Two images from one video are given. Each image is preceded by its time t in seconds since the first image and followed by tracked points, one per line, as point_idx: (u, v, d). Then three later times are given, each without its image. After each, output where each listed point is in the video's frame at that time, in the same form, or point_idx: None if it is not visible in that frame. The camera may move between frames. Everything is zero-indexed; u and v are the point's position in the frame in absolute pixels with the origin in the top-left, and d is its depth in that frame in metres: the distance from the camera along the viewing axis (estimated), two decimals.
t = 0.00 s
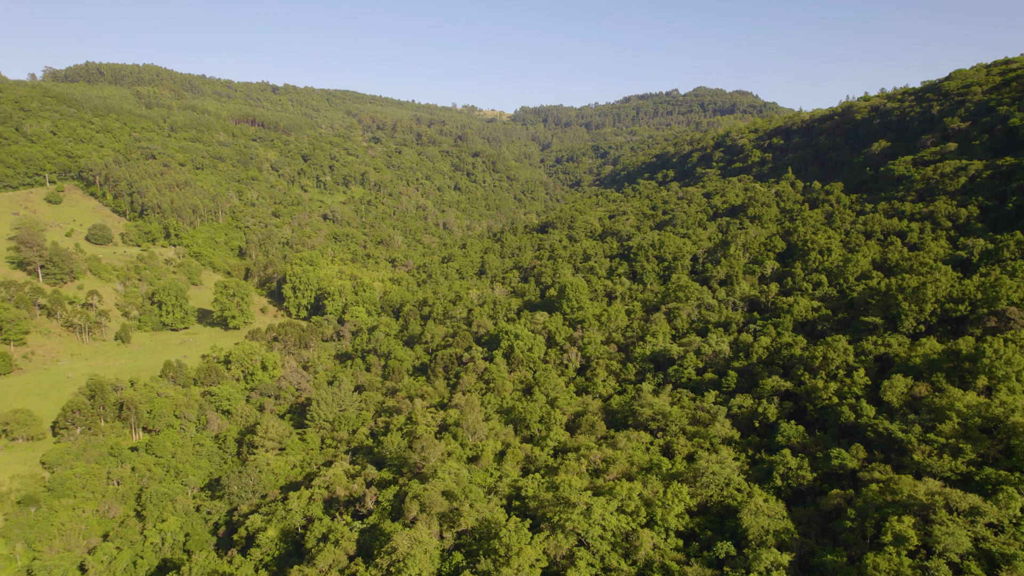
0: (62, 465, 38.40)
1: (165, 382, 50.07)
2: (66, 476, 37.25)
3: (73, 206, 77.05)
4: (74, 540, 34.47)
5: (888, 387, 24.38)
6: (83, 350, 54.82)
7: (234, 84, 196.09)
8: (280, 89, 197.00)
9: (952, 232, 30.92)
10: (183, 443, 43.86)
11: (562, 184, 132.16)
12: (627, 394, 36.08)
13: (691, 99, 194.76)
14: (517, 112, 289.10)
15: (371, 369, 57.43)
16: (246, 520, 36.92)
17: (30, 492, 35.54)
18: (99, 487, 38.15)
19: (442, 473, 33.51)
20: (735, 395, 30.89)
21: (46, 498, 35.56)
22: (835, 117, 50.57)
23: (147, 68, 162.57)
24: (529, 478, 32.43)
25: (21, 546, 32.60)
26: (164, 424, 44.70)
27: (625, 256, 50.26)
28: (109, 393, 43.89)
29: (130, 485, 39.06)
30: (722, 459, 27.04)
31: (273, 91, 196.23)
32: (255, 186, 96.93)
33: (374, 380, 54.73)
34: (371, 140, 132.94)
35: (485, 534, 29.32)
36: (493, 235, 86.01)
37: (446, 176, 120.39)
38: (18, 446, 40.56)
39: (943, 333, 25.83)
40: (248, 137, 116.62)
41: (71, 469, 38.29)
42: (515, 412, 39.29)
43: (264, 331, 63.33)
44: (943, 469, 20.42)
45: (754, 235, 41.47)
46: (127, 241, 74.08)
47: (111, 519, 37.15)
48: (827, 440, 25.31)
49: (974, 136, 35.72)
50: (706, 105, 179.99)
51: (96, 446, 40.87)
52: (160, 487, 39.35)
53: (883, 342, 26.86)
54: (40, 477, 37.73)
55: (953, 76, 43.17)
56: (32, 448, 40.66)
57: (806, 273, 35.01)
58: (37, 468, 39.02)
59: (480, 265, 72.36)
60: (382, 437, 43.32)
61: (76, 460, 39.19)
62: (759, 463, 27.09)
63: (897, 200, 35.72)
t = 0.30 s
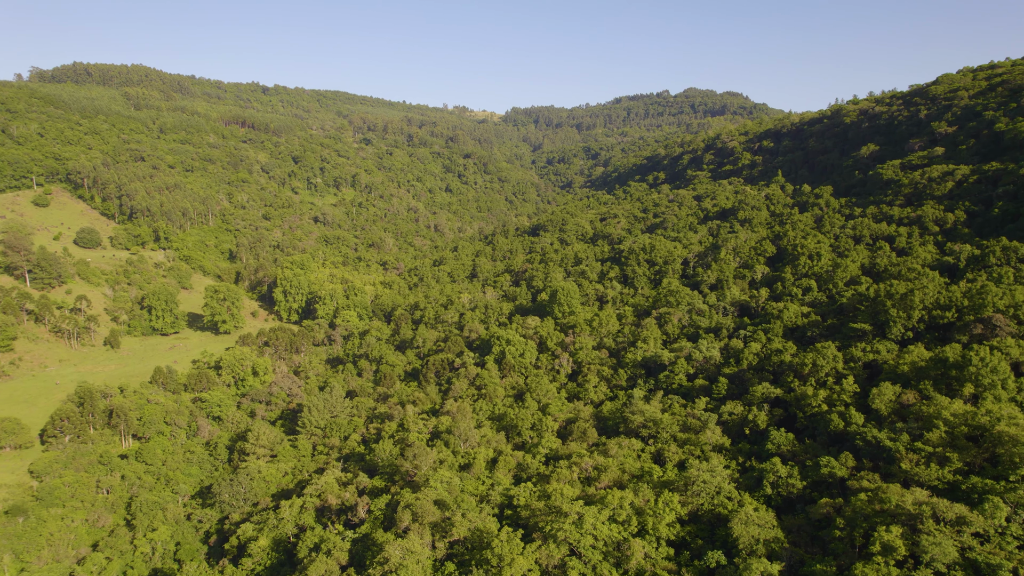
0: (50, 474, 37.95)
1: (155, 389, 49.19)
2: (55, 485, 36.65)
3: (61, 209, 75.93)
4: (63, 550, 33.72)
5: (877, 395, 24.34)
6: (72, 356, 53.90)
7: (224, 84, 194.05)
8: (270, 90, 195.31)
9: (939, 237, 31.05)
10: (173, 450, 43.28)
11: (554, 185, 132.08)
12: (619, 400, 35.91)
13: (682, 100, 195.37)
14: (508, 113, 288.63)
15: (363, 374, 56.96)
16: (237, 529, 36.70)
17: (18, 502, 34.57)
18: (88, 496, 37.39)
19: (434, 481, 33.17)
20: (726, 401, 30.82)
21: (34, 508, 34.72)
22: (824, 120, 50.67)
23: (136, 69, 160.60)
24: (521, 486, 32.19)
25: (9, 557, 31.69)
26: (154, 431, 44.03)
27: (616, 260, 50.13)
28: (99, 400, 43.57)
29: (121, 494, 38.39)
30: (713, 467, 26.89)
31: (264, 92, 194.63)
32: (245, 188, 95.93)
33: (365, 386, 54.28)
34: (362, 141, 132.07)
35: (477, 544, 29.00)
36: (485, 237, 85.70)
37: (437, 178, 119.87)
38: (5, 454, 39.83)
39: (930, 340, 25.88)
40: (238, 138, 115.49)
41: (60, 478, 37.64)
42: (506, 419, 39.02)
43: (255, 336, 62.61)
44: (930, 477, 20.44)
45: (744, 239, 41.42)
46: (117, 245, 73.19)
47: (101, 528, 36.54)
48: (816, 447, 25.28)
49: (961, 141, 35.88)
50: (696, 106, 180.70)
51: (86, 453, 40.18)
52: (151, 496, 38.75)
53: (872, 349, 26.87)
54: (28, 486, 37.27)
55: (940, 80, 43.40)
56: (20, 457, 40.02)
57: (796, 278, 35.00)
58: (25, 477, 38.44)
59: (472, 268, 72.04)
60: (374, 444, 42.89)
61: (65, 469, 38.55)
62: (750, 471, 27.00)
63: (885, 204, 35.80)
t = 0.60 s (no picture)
0: (39, 483, 36.97)
1: (145, 395, 48.49)
2: (44, 494, 35.58)
3: (48, 212, 74.90)
4: (52, 561, 32.76)
5: (866, 403, 24.27)
6: (60, 362, 53.27)
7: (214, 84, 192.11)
8: (261, 91, 193.61)
9: (927, 242, 31.15)
10: (163, 457, 42.86)
11: (545, 187, 131.95)
12: (610, 406, 35.74)
13: (673, 101, 195.91)
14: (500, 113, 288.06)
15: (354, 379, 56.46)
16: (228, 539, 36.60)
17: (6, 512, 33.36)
18: (77, 505, 36.49)
19: (427, 490, 32.79)
20: (717, 408, 30.70)
21: (22, 518, 33.72)
22: (814, 123, 50.73)
23: (125, 70, 158.81)
24: (513, 495, 31.91)
25: None
26: (144, 438, 43.14)
27: (607, 263, 49.99)
28: (88, 407, 42.65)
29: (110, 503, 37.77)
30: (703, 476, 26.70)
31: (254, 92, 193.06)
32: (236, 191, 94.90)
33: (357, 392, 53.82)
34: (353, 143, 131.27)
35: (469, 554, 28.70)
36: (476, 240, 85.36)
37: (428, 180, 119.30)
38: None
39: (918, 346, 25.90)
40: (228, 140, 114.40)
41: (48, 487, 36.62)
42: (498, 425, 38.72)
43: (246, 341, 61.91)
44: (918, 486, 20.39)
45: (735, 243, 41.34)
46: (105, 248, 72.32)
47: (90, 537, 35.58)
48: (806, 455, 25.21)
49: (949, 145, 36.02)
50: (687, 107, 181.28)
51: (75, 462, 39.16)
52: (141, 504, 38.28)
53: (861, 356, 26.86)
54: (16, 497, 36.19)
55: (928, 84, 43.57)
56: (7, 466, 39.22)
57: (786, 283, 34.96)
58: (13, 487, 37.50)
59: (463, 272, 71.66)
60: (366, 451, 42.42)
61: (54, 478, 37.65)
62: (740, 479, 26.89)
63: (874, 209, 35.85)
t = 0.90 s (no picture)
0: (25, 493, 36.04)
1: (133, 402, 47.57)
2: (31, 503, 34.90)
3: (35, 215, 73.77)
4: (38, 572, 32.29)
5: (854, 410, 24.22)
6: (47, 368, 52.38)
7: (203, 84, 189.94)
8: (250, 92, 191.85)
9: (914, 247, 31.30)
10: (153, 465, 42.28)
11: (536, 188, 131.82)
12: (601, 413, 35.57)
13: (663, 102, 196.59)
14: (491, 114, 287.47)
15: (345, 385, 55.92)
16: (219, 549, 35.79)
17: None
18: (65, 515, 35.89)
19: (418, 499, 32.43)
20: (707, 415, 30.61)
21: (8, 528, 33.17)
22: (803, 126, 50.83)
23: (112, 71, 156.76)
24: (504, 504, 31.63)
25: None
26: (133, 446, 43.07)
27: (598, 267, 49.87)
28: (76, 415, 41.97)
29: (99, 512, 37.20)
30: (693, 484, 26.53)
31: (244, 93, 191.35)
32: (225, 193, 93.80)
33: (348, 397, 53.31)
34: (343, 144, 130.38)
35: (461, 564, 28.38)
36: (467, 242, 85.04)
37: (419, 181, 118.68)
38: None
39: (905, 353, 25.93)
40: (218, 142, 113.13)
41: (35, 497, 35.87)
42: (489, 432, 38.42)
43: (236, 346, 61.18)
44: (905, 495, 20.37)
45: (725, 247, 41.30)
46: (93, 252, 71.35)
47: (78, 547, 34.91)
48: (795, 463, 25.15)
49: (936, 150, 36.21)
50: (677, 108, 182.01)
51: (62, 470, 38.77)
52: (130, 513, 37.72)
53: (849, 362, 26.87)
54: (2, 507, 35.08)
55: (915, 89, 43.78)
56: None
57: (776, 288, 34.95)
58: None
59: (454, 275, 71.31)
60: (357, 458, 41.95)
61: (41, 487, 36.85)
62: (730, 487, 26.78)
63: (863, 213, 35.95)
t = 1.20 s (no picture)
0: (8, 503, 34.88)
1: (120, 409, 47.16)
2: (14, 514, 33.91)
3: (18, 217, 72.56)
4: None
5: (840, 417, 24.24)
6: (31, 375, 51.37)
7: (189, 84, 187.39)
8: (237, 92, 189.67)
9: (899, 252, 31.52)
10: (139, 473, 41.49)
11: (525, 189, 131.59)
12: (590, 419, 35.40)
13: (651, 103, 197.26)
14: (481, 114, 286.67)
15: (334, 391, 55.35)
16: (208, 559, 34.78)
17: None
18: (50, 525, 34.81)
19: (407, 508, 32.02)
20: (695, 421, 30.55)
21: None
22: (790, 129, 51.02)
23: (96, 71, 154.49)
24: (494, 512, 31.32)
25: None
26: (120, 454, 42.17)
27: (587, 271, 49.73)
28: (61, 423, 41.13)
29: (84, 522, 36.20)
30: (682, 492, 26.35)
31: (231, 94, 189.39)
32: (213, 196, 92.58)
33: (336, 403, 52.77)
34: (332, 145, 129.29)
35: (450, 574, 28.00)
36: (456, 245, 84.67)
37: (407, 183, 118.02)
38: None
39: (890, 359, 26.03)
40: (205, 143, 111.66)
41: (19, 507, 34.78)
42: (479, 439, 38.10)
43: (223, 351, 60.33)
44: (890, 503, 20.39)
45: (713, 251, 41.31)
46: (78, 255, 70.27)
47: (64, 558, 34.14)
48: (783, 470, 25.14)
49: (920, 154, 36.47)
50: (665, 109, 182.75)
51: (47, 480, 37.66)
52: (117, 523, 36.78)
53: (835, 369, 26.91)
54: None
55: (900, 93, 44.10)
56: None
57: (763, 292, 34.96)
58: None
59: (443, 278, 70.89)
60: (346, 466, 41.46)
61: (25, 498, 35.79)
62: (718, 494, 26.68)
63: (849, 216, 36.09)
